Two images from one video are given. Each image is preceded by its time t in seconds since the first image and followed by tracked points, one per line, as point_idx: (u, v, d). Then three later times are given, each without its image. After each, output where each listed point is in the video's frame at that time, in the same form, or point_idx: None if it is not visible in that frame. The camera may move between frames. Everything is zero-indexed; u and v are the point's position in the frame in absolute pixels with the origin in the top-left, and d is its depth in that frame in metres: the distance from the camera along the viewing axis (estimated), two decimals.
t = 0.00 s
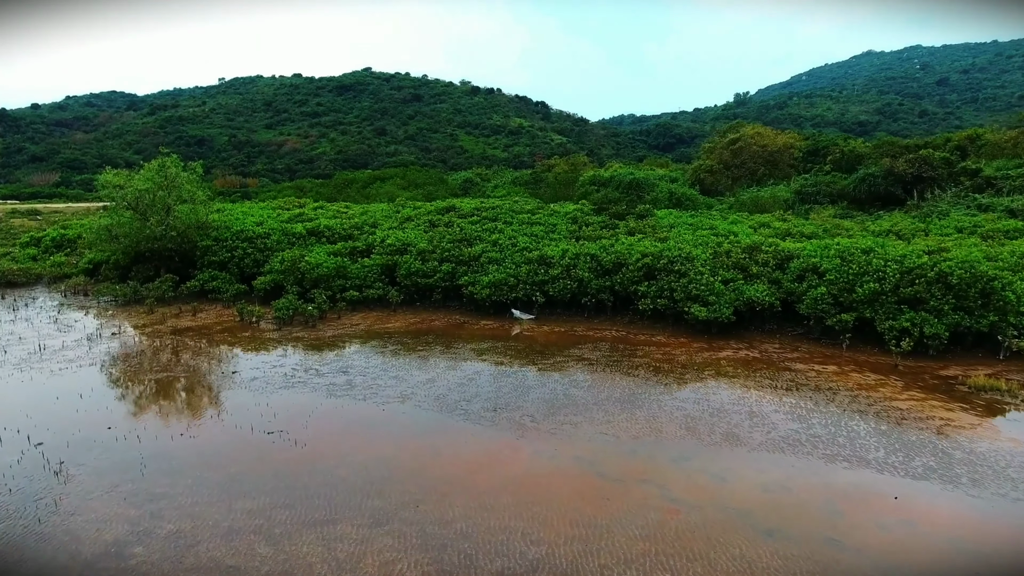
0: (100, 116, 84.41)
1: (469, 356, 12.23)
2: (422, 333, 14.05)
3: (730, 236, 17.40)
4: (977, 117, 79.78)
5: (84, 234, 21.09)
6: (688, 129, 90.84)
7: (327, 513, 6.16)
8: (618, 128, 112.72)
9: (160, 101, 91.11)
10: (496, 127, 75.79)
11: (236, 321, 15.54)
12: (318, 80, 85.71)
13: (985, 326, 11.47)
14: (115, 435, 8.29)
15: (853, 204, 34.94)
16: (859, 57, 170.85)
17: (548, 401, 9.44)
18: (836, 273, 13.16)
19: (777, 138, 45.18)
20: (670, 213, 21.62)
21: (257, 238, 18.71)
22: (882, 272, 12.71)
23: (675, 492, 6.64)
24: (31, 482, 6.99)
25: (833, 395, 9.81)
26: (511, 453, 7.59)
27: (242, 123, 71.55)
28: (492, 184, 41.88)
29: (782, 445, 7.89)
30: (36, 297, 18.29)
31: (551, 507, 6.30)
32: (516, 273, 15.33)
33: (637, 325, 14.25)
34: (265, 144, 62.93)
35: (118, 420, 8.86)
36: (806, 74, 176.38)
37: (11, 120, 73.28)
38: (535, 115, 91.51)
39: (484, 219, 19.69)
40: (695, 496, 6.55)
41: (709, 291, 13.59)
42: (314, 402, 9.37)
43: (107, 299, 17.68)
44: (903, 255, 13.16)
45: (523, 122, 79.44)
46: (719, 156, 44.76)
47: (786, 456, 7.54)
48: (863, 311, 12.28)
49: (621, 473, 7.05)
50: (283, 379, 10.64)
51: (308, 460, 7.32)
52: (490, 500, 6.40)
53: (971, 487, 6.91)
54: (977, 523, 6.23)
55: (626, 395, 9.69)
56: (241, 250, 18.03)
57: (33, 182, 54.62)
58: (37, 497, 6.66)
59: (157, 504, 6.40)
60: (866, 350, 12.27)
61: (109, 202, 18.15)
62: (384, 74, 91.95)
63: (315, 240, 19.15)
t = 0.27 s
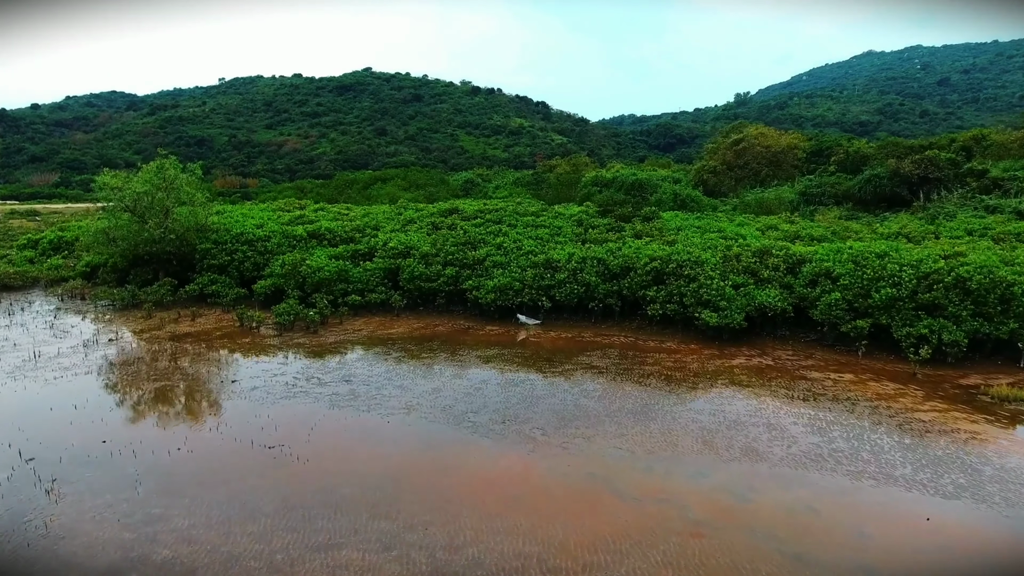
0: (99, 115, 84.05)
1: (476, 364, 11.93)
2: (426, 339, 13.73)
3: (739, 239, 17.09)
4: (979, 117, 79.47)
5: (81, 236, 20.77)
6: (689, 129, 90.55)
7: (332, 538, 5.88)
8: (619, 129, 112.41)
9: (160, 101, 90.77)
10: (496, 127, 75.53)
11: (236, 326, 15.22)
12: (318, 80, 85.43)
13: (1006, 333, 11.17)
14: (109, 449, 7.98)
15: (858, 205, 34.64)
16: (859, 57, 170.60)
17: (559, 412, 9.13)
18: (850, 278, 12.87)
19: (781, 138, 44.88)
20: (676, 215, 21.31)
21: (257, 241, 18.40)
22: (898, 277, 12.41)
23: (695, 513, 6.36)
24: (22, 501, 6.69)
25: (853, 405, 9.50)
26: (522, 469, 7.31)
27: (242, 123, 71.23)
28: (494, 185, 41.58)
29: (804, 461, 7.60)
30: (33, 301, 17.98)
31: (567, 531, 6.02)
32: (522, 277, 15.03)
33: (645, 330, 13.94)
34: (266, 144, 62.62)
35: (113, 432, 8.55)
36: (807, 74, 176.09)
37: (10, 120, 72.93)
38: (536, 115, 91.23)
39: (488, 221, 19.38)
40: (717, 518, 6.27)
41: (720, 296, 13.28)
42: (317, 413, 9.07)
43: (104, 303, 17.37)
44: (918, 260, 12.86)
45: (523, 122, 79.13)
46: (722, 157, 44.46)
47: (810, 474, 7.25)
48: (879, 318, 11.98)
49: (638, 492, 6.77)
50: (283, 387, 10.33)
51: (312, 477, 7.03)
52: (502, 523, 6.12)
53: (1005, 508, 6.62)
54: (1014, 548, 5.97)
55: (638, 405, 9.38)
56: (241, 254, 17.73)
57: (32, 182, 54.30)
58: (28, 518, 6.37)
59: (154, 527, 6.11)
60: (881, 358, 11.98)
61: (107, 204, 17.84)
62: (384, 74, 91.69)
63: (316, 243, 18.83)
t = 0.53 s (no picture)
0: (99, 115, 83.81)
1: (480, 369, 11.68)
2: (429, 345, 13.47)
3: (746, 242, 16.86)
4: (980, 117, 79.29)
5: (79, 238, 20.53)
6: (690, 129, 90.35)
7: (336, 560, 5.66)
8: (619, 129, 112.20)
9: (160, 101, 90.48)
10: (496, 127, 75.33)
11: (236, 330, 14.98)
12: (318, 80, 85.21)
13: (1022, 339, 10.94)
14: (104, 461, 7.74)
15: (863, 206, 34.41)
16: (860, 57, 170.42)
17: (568, 422, 8.90)
18: (861, 282, 12.64)
19: (783, 139, 44.67)
20: (681, 217, 21.07)
21: (257, 244, 18.16)
22: (911, 282, 12.18)
23: (713, 531, 6.14)
24: (15, 519, 6.47)
25: (868, 414, 9.26)
26: (531, 483, 7.08)
27: (242, 123, 70.98)
28: (495, 185, 41.36)
29: (822, 475, 7.37)
30: (30, 305, 17.73)
31: (579, 551, 5.80)
32: (526, 280, 14.79)
33: (652, 335, 13.70)
34: (266, 144, 62.36)
35: (109, 443, 8.32)
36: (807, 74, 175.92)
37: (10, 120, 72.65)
38: (536, 115, 91.03)
39: (491, 223, 19.13)
40: (735, 537, 6.05)
41: (728, 301, 13.06)
42: (319, 423, 8.84)
43: (102, 307, 17.12)
44: (931, 264, 12.63)
45: (524, 122, 78.93)
46: (724, 157, 44.24)
47: (829, 489, 7.03)
48: (892, 323, 11.75)
49: (652, 508, 6.55)
50: (283, 395, 10.08)
51: (314, 493, 6.81)
52: (512, 544, 5.89)
53: None
54: None
55: (649, 414, 9.13)
56: (241, 257, 17.49)
57: (32, 182, 54.09)
58: (20, 538, 6.14)
59: (151, 548, 5.90)
60: (894, 364, 11.74)
61: (105, 207, 17.59)
62: (384, 74, 91.49)
63: (317, 245, 18.58)
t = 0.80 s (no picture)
0: (98, 115, 83.56)
1: (485, 377, 11.41)
2: (432, 351, 13.20)
3: (754, 245, 16.59)
4: (982, 117, 79.06)
5: (77, 241, 20.24)
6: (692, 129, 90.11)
7: None
8: (619, 128, 111.94)
9: (159, 101, 90.18)
10: (496, 127, 75.11)
11: (235, 336, 14.71)
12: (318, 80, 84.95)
13: None
14: (99, 476, 7.49)
15: (867, 208, 34.15)
16: (860, 57, 170.20)
17: (578, 433, 8.63)
18: (875, 288, 12.38)
19: (786, 139, 44.42)
20: (686, 220, 20.80)
21: (257, 247, 17.89)
22: (926, 287, 11.91)
23: (734, 556, 5.90)
24: (6, 540, 6.22)
25: (886, 425, 9.00)
26: (543, 501, 6.84)
27: (242, 124, 70.69)
28: (496, 186, 41.11)
29: (844, 492, 7.12)
30: (26, 309, 17.45)
31: None
32: (531, 285, 14.53)
33: (660, 341, 13.43)
34: (266, 145, 62.09)
35: (105, 456, 8.07)
36: (807, 74, 175.69)
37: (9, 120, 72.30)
38: (537, 116, 90.80)
39: (494, 226, 18.87)
40: (759, 561, 5.81)
41: (738, 307, 12.80)
42: (322, 435, 8.59)
43: (100, 311, 16.84)
44: (945, 269, 12.37)
45: (524, 122, 78.69)
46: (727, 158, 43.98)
47: (853, 508, 6.78)
48: (907, 329, 11.49)
49: (671, 529, 6.31)
50: (284, 404, 9.81)
51: (318, 512, 6.56)
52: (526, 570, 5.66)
53: None
54: None
55: (661, 426, 8.87)
56: (240, 260, 17.22)
57: (31, 183, 53.86)
58: (11, 560, 5.89)
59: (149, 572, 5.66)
60: (909, 372, 11.49)
61: (102, 209, 17.31)
62: (384, 74, 91.25)
63: (318, 248, 18.32)
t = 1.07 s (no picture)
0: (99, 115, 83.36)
1: (491, 385, 11.12)
2: (436, 358, 12.90)
3: (763, 249, 16.30)
4: (984, 117, 78.82)
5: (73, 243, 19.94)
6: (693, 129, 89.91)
7: None
8: (620, 128, 111.67)
9: (159, 101, 89.89)
10: (496, 127, 74.86)
11: (235, 341, 14.42)
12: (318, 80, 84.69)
13: None
14: (93, 495, 7.19)
15: (873, 209, 33.86)
16: (861, 57, 170.01)
17: (590, 446, 8.32)
18: (890, 293, 12.09)
19: (789, 139, 44.14)
20: (693, 222, 20.50)
21: (257, 250, 17.59)
22: (943, 293, 11.61)
23: None
24: None
25: (908, 438, 8.70)
26: (556, 520, 6.55)
27: (242, 124, 70.40)
28: (497, 187, 40.84)
29: (871, 512, 6.83)
30: (22, 314, 17.14)
31: None
32: (537, 289, 14.23)
33: (670, 347, 13.13)
34: (266, 145, 61.81)
35: (99, 473, 7.77)
36: (808, 74, 175.38)
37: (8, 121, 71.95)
38: (537, 116, 90.58)
39: (498, 229, 18.57)
40: None
41: (749, 312, 12.51)
42: (324, 448, 8.30)
43: (97, 316, 16.55)
44: (962, 273, 12.06)
45: (525, 122, 78.41)
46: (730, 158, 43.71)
47: (882, 530, 6.48)
48: (924, 336, 11.19)
49: (691, 552, 6.02)
50: (285, 415, 9.51)
51: (323, 533, 6.28)
52: None
53: None
54: None
55: (675, 438, 8.57)
56: (240, 264, 16.92)
57: (30, 183, 53.60)
58: None
59: None
60: (926, 380, 11.18)
61: (99, 212, 17.01)
62: (385, 74, 91.03)
63: (319, 251, 18.01)
